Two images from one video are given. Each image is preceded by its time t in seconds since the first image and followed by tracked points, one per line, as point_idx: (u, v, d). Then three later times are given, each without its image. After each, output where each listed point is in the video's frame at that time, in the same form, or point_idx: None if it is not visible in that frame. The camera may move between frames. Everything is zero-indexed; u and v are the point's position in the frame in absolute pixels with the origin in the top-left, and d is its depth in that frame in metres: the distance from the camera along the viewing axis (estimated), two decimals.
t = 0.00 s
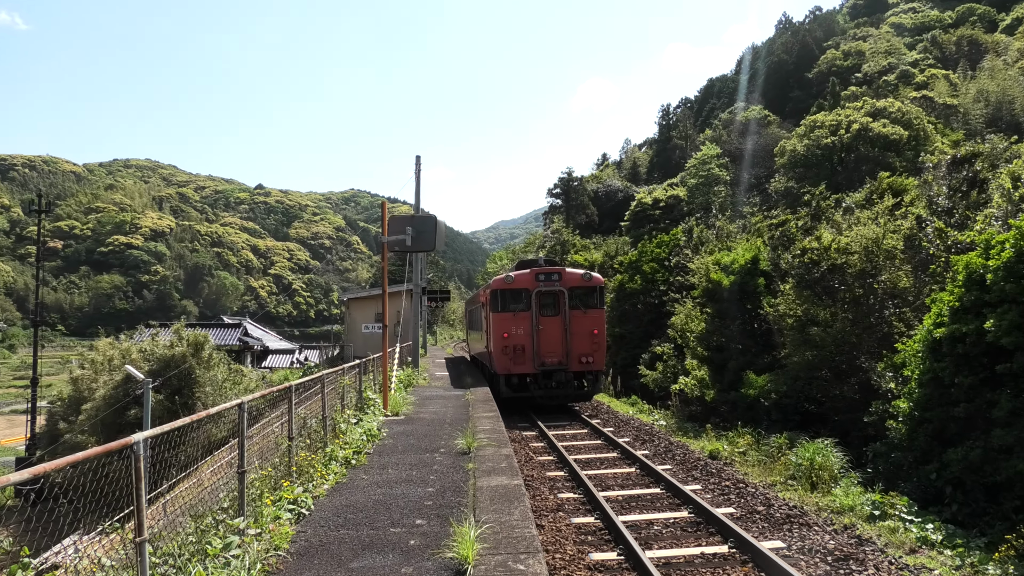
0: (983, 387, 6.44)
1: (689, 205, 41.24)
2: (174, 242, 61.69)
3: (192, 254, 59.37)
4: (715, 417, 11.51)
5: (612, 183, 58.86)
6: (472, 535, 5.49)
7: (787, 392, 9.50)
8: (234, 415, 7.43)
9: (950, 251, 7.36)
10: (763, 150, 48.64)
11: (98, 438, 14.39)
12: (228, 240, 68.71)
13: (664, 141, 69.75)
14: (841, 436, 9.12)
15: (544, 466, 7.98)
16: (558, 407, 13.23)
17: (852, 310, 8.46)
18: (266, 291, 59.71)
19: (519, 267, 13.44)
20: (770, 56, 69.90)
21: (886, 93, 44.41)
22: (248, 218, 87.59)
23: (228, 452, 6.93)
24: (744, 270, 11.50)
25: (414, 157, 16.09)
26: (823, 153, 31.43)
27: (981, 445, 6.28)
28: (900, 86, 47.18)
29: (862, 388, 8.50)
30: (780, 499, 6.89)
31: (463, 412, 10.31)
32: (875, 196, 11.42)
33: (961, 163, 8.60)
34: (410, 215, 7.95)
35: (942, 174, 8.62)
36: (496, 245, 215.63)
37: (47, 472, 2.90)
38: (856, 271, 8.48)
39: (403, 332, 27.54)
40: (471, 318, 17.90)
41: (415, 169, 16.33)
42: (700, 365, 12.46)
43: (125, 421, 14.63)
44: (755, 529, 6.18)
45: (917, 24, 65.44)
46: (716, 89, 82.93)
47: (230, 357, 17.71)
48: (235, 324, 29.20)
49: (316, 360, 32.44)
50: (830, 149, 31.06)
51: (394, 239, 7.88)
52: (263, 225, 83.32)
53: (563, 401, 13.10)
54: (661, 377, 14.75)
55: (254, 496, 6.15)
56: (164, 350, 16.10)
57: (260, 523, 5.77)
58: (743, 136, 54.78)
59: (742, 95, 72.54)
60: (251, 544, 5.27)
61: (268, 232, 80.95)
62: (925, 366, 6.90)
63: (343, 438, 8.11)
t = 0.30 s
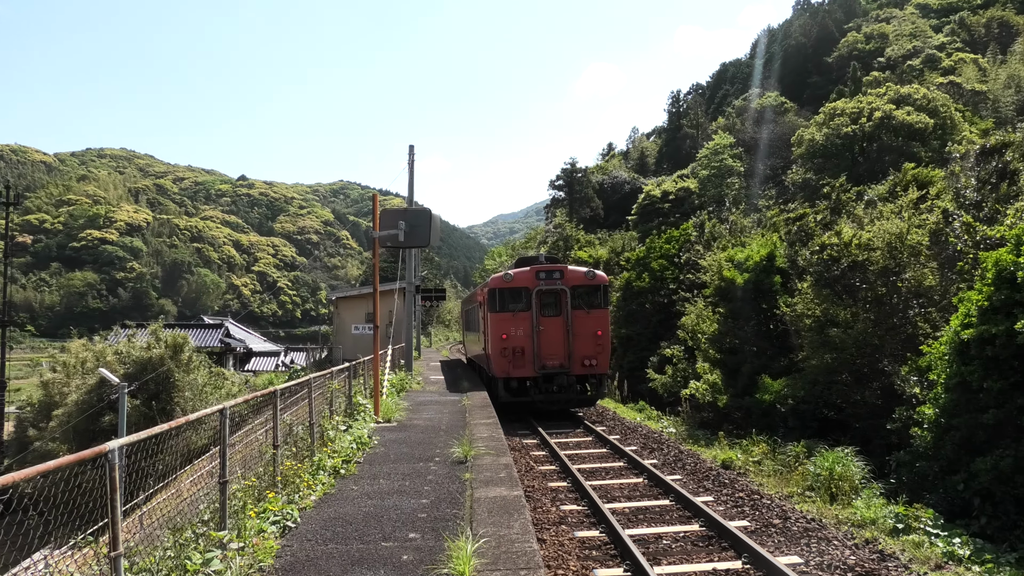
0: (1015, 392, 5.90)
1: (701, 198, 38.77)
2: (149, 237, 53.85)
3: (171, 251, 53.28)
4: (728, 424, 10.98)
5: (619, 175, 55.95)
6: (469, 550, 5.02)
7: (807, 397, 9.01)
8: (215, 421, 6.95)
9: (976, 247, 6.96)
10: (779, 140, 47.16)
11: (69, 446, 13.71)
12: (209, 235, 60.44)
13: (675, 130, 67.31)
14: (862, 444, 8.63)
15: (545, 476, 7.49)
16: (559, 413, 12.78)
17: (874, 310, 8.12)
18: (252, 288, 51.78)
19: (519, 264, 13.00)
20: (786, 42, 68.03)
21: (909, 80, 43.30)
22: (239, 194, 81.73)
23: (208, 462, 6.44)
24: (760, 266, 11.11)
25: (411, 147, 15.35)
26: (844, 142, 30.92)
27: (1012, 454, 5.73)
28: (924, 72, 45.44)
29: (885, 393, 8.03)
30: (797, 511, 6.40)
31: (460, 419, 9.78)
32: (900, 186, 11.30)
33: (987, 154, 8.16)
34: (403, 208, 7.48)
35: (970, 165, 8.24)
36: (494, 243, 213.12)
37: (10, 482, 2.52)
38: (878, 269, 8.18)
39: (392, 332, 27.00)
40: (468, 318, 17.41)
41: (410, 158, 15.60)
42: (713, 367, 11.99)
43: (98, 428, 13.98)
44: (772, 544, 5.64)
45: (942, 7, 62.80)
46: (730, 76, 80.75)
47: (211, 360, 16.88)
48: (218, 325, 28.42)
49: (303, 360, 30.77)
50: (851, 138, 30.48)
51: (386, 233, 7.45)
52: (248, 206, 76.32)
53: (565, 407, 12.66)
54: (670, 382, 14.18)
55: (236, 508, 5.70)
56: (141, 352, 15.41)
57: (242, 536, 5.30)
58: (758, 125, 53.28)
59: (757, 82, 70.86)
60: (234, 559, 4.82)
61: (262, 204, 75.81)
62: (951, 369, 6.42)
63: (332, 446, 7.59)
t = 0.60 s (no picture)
0: None
1: (713, 189, 35.60)
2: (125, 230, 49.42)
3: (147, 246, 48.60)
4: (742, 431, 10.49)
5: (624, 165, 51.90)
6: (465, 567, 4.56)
7: (826, 404, 8.48)
8: (195, 429, 6.51)
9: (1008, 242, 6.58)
10: (799, 129, 42.93)
11: (38, 455, 13.05)
12: (187, 228, 53.33)
13: (686, 118, 62.80)
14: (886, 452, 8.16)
15: (547, 488, 7.02)
16: (561, 419, 12.30)
17: (900, 309, 7.75)
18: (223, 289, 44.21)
19: (518, 261, 12.56)
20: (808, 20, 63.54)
21: (939, 62, 38.04)
22: (223, 181, 75.95)
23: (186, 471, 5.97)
24: (777, 263, 10.51)
25: (402, 135, 14.54)
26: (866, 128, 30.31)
27: None
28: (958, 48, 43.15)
29: (910, 399, 7.72)
30: (817, 525, 5.86)
31: (455, 426, 9.29)
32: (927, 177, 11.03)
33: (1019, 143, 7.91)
34: (395, 201, 7.06)
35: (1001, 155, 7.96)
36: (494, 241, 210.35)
37: None
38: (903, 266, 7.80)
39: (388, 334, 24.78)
40: (464, 318, 16.88)
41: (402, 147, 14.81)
42: (726, 371, 11.44)
43: (68, 437, 13.33)
44: (789, 561, 5.10)
45: None
46: (744, 59, 73.97)
47: (190, 363, 16.14)
48: (197, 326, 26.56)
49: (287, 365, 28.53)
50: (874, 127, 27.05)
51: (377, 228, 7.00)
52: (232, 194, 70.78)
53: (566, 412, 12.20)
54: (680, 388, 13.79)
55: (216, 522, 5.26)
56: (116, 355, 14.55)
57: (224, 551, 4.86)
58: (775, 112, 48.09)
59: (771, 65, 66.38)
60: None
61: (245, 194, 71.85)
62: (981, 372, 5.92)
63: (317, 455, 7.09)
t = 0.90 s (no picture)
0: None
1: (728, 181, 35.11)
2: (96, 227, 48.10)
3: (121, 242, 47.65)
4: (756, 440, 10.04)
5: (633, 156, 50.86)
6: None
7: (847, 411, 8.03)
8: (172, 438, 6.07)
9: None
10: (818, 117, 39.10)
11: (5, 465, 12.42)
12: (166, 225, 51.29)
13: (698, 104, 61.08)
14: (911, 462, 7.72)
15: (549, 500, 6.59)
16: (563, 426, 11.84)
17: (926, 310, 7.37)
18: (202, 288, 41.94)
19: (518, 259, 12.16)
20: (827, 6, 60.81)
21: (969, 45, 35.02)
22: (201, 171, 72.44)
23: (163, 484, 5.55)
24: (795, 260, 10.11)
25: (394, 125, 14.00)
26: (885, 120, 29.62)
27: None
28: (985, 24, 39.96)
29: (938, 405, 7.36)
30: (839, 541, 5.38)
31: (451, 435, 8.84)
32: (957, 169, 10.60)
33: None
34: (387, 193, 6.67)
35: None
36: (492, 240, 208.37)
37: None
38: (931, 264, 7.44)
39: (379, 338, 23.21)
40: (461, 319, 16.41)
41: (394, 140, 14.23)
42: (741, 376, 10.99)
43: (37, 445, 12.69)
44: None
45: None
46: (762, 41, 70.68)
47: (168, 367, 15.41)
48: (175, 327, 25.27)
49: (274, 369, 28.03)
50: (900, 114, 25.10)
51: (367, 222, 6.61)
52: (213, 184, 67.17)
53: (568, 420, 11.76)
54: (691, 394, 13.37)
55: (196, 537, 4.87)
56: (87, 358, 13.79)
57: (201, 568, 4.44)
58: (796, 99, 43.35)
59: (787, 50, 63.49)
60: None
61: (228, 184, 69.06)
62: (1016, 373, 5.47)
63: (303, 466, 6.62)
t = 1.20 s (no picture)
0: None
1: (743, 173, 31.78)
2: (66, 219, 47.34)
3: (93, 237, 47.21)
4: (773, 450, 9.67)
5: (641, 145, 46.90)
6: None
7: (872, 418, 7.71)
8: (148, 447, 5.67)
9: None
10: (838, 103, 36.52)
11: None
12: (141, 218, 52.71)
13: (710, 90, 57.14)
14: (939, 472, 7.34)
15: (552, 514, 6.20)
16: (565, 434, 11.43)
17: (956, 309, 7.05)
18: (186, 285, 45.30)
19: (518, 256, 11.77)
20: None
21: (1002, 26, 31.88)
22: (178, 163, 69.62)
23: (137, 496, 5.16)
24: (815, 257, 9.89)
25: (384, 112, 13.46)
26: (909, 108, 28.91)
27: None
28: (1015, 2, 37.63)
29: (968, 413, 6.96)
30: (863, 556, 4.96)
31: (446, 444, 8.43)
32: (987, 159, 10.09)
33: None
34: (377, 186, 6.53)
35: None
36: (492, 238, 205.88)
37: None
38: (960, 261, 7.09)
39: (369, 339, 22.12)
40: (457, 320, 16.00)
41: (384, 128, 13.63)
42: (758, 381, 10.69)
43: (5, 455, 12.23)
44: None
45: None
46: (779, 23, 65.14)
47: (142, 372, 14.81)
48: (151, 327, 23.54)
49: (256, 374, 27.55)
50: (926, 100, 23.72)
51: (356, 216, 6.43)
52: (191, 177, 66.75)
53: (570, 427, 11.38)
54: (703, 400, 12.97)
55: (173, 553, 4.50)
56: (57, 361, 13.32)
57: None
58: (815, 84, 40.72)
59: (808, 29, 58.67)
60: None
61: (205, 175, 66.79)
62: None
63: (288, 477, 6.20)
